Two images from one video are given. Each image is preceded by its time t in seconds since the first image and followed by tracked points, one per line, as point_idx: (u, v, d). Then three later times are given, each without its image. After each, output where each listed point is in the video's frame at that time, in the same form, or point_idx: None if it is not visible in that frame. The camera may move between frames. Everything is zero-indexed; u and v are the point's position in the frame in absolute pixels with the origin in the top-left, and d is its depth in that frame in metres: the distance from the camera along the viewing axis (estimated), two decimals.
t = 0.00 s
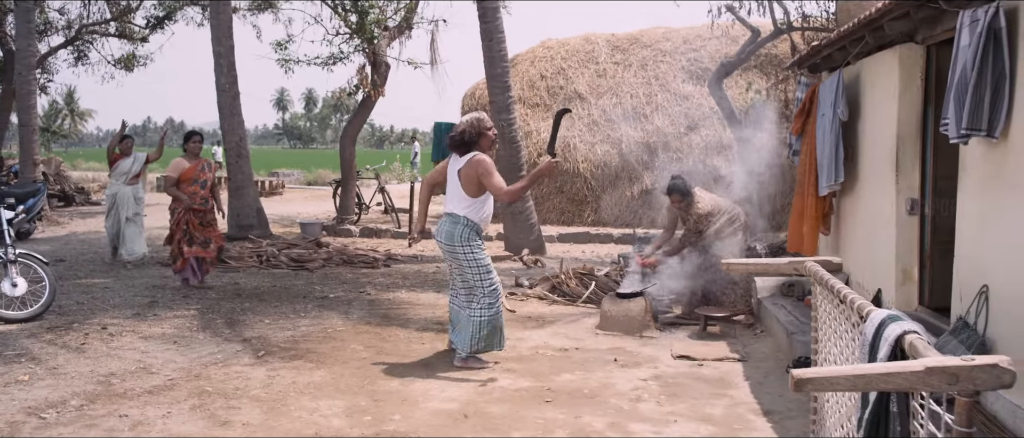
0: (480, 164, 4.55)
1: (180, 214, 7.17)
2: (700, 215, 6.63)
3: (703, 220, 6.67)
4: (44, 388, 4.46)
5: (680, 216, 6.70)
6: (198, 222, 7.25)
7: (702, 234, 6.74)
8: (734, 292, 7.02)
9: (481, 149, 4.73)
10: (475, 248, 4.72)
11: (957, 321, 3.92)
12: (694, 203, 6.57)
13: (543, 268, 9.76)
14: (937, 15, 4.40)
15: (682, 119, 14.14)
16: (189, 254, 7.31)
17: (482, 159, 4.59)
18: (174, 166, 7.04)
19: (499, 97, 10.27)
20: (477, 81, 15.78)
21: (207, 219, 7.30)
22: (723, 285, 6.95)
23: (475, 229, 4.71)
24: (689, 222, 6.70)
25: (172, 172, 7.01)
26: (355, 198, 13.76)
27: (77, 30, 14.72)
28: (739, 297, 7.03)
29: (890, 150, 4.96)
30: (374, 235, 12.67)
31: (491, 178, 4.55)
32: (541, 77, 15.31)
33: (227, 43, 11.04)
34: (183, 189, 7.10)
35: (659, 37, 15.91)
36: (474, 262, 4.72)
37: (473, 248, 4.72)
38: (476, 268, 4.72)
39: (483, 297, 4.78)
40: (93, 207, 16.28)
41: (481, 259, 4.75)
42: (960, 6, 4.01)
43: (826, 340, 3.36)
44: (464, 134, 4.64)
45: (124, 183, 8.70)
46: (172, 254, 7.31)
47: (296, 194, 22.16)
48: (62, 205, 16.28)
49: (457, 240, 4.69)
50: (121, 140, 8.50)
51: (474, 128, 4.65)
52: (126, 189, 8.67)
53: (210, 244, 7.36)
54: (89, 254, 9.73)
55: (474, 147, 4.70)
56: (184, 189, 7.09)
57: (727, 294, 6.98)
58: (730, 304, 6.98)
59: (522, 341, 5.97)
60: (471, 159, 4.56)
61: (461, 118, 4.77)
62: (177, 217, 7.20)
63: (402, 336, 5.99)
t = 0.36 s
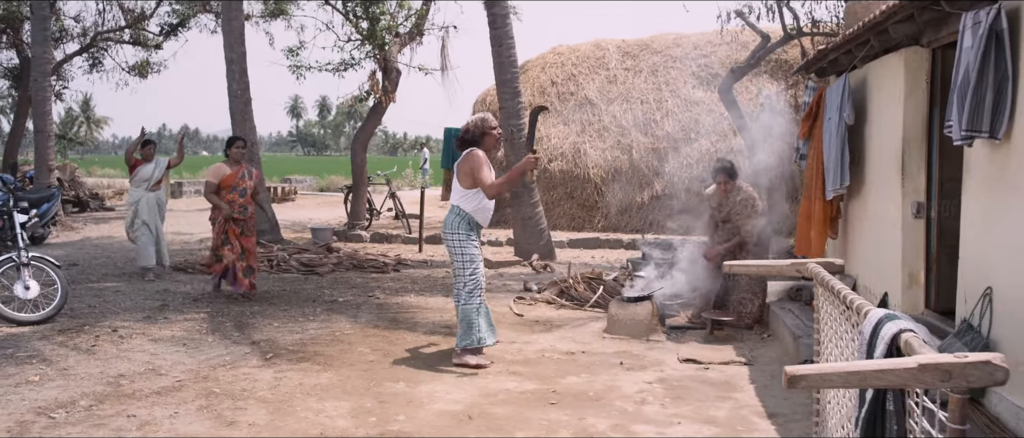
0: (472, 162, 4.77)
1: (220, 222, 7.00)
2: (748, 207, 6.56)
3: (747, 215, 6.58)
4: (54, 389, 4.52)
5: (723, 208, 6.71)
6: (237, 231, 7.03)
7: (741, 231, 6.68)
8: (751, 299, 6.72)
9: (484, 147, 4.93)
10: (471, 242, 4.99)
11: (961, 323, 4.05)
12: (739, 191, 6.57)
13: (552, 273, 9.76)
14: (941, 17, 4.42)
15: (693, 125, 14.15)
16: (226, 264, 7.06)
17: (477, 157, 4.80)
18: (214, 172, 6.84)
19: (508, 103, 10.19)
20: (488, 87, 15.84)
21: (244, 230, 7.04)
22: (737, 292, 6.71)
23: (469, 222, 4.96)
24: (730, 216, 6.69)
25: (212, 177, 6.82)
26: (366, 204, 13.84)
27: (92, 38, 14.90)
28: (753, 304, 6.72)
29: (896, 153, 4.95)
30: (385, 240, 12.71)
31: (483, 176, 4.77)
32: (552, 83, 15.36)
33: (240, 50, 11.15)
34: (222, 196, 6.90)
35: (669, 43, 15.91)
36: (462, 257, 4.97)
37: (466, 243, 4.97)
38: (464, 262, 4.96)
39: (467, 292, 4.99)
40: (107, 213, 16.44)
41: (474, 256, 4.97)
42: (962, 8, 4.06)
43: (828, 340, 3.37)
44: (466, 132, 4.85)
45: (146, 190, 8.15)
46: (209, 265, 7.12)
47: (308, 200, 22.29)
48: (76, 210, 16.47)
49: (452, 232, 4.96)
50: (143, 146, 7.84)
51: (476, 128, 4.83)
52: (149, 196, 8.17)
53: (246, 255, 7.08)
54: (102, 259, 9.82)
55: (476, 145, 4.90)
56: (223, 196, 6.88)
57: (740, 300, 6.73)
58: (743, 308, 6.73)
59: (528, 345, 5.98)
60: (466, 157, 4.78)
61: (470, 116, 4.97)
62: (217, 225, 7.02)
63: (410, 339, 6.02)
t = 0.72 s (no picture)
0: (458, 160, 4.83)
1: (253, 229, 6.70)
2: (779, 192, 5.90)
3: (778, 199, 5.89)
4: (57, 390, 4.55)
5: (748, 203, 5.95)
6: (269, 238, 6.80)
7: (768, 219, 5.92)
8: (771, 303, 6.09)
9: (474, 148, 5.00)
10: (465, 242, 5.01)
11: (962, 324, 4.05)
12: (765, 179, 5.94)
13: (556, 276, 9.77)
14: (941, 20, 4.42)
15: (698, 128, 14.14)
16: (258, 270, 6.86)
17: (462, 156, 4.86)
18: (246, 177, 6.61)
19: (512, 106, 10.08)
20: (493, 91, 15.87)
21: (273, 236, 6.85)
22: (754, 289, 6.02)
23: (461, 223, 4.98)
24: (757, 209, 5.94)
25: (245, 182, 6.59)
26: (372, 207, 13.86)
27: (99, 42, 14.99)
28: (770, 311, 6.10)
29: (897, 156, 4.95)
30: (389, 243, 12.73)
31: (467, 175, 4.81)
32: (557, 87, 15.38)
33: (245, 54, 11.19)
34: (253, 201, 6.67)
35: (674, 46, 15.90)
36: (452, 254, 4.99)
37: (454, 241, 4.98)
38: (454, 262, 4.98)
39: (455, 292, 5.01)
40: (114, 216, 16.53)
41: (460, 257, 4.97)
42: (961, 10, 4.11)
43: (828, 341, 3.38)
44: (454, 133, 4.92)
45: (170, 194, 7.71)
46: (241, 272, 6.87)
47: (314, 204, 22.36)
48: (84, 213, 16.57)
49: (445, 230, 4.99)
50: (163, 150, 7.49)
51: (466, 127, 4.88)
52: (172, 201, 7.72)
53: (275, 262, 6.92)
54: (108, 261, 9.87)
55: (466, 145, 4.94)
56: (255, 202, 6.66)
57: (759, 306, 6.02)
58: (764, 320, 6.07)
59: (530, 347, 5.99)
60: (453, 158, 4.85)
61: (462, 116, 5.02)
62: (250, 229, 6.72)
63: (412, 341, 6.03)
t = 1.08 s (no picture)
0: (441, 173, 4.64)
1: (286, 233, 6.75)
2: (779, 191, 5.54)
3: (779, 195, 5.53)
4: (59, 392, 4.57)
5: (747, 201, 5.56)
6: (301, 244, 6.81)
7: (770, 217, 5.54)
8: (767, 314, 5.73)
9: (464, 154, 4.77)
10: (453, 254, 4.96)
11: (963, 328, 4.06)
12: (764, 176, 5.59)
13: (558, 279, 9.75)
14: (942, 23, 4.43)
15: (701, 131, 14.13)
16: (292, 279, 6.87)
17: (447, 168, 4.66)
18: (279, 181, 6.61)
19: (515, 109, 10.06)
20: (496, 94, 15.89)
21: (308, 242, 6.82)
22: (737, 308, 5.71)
23: (447, 234, 4.91)
24: (756, 207, 5.55)
25: (277, 187, 6.60)
26: (374, 210, 13.87)
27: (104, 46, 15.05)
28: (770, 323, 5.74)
29: (899, 159, 4.94)
30: (392, 247, 12.74)
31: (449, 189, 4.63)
32: (560, 90, 15.40)
33: (248, 57, 11.21)
34: (286, 206, 6.67)
35: (677, 49, 15.88)
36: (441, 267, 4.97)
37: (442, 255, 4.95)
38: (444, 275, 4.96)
39: (446, 306, 4.98)
40: (119, 219, 16.59)
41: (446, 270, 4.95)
42: (962, 13, 4.13)
43: (829, 345, 3.39)
44: (440, 142, 4.72)
45: (198, 198, 7.33)
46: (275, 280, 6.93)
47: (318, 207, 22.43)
48: (88, 217, 16.66)
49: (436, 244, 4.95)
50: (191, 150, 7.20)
51: (455, 135, 4.67)
52: (201, 206, 7.32)
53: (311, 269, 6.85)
54: (112, 264, 9.90)
55: (453, 153, 4.74)
56: (288, 206, 6.67)
57: (748, 323, 5.71)
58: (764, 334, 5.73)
59: (532, 350, 5.98)
60: (437, 169, 4.66)
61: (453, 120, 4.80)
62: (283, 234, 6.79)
63: (413, 345, 6.04)
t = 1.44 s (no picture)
0: (447, 168, 4.58)
1: (321, 235, 6.35)
2: (769, 197, 5.11)
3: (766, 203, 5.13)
4: (65, 393, 4.59)
5: (730, 199, 5.22)
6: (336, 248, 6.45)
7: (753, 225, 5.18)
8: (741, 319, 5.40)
9: (471, 153, 4.73)
10: (454, 256, 4.79)
11: (967, 329, 4.05)
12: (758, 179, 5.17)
13: (563, 280, 9.75)
14: (947, 24, 4.42)
15: (706, 132, 14.11)
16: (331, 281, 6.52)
17: (452, 164, 4.61)
18: (315, 179, 6.26)
19: (520, 111, 10.06)
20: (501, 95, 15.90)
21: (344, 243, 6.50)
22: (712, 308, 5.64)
23: (449, 236, 4.76)
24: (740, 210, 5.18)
25: (311, 184, 6.25)
26: (380, 211, 13.89)
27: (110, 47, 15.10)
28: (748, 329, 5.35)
29: (903, 161, 4.94)
30: (397, 247, 12.76)
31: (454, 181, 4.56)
32: (565, 91, 15.39)
33: (254, 58, 11.23)
34: (322, 205, 6.31)
35: (683, 50, 15.86)
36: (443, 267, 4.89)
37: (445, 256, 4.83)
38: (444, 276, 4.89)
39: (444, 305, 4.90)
40: (125, 220, 16.66)
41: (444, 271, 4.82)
42: (967, 14, 4.13)
43: (833, 346, 3.39)
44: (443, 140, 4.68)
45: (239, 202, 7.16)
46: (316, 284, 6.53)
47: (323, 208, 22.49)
48: (94, 217, 16.73)
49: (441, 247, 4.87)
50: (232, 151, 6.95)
51: (463, 129, 4.65)
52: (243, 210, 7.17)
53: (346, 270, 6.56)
54: (117, 265, 9.93)
55: (458, 150, 4.71)
56: (323, 206, 6.30)
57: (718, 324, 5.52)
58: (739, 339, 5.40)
59: (536, 351, 5.98)
60: (442, 166, 4.61)
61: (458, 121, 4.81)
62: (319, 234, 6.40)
63: (418, 346, 6.04)
